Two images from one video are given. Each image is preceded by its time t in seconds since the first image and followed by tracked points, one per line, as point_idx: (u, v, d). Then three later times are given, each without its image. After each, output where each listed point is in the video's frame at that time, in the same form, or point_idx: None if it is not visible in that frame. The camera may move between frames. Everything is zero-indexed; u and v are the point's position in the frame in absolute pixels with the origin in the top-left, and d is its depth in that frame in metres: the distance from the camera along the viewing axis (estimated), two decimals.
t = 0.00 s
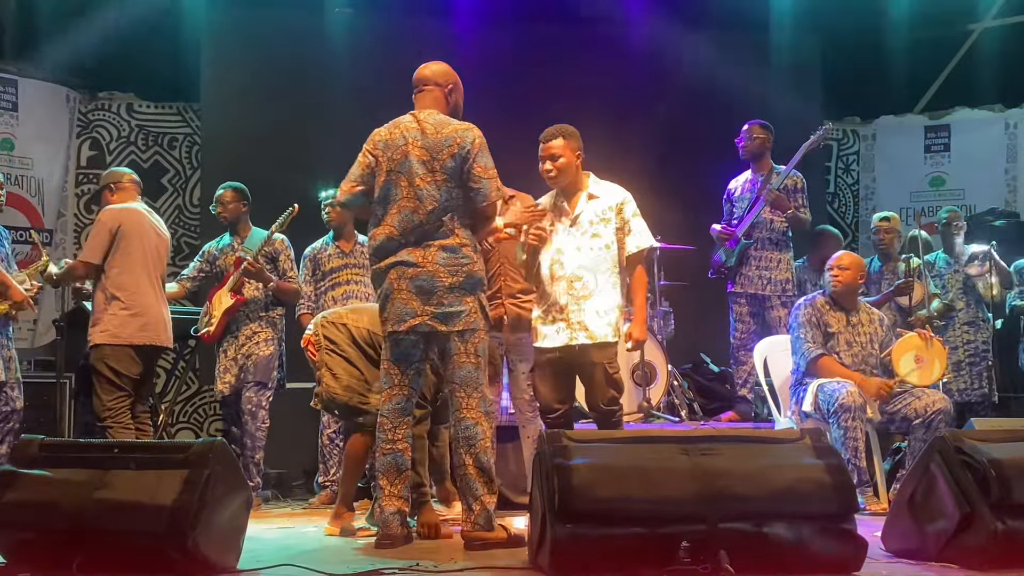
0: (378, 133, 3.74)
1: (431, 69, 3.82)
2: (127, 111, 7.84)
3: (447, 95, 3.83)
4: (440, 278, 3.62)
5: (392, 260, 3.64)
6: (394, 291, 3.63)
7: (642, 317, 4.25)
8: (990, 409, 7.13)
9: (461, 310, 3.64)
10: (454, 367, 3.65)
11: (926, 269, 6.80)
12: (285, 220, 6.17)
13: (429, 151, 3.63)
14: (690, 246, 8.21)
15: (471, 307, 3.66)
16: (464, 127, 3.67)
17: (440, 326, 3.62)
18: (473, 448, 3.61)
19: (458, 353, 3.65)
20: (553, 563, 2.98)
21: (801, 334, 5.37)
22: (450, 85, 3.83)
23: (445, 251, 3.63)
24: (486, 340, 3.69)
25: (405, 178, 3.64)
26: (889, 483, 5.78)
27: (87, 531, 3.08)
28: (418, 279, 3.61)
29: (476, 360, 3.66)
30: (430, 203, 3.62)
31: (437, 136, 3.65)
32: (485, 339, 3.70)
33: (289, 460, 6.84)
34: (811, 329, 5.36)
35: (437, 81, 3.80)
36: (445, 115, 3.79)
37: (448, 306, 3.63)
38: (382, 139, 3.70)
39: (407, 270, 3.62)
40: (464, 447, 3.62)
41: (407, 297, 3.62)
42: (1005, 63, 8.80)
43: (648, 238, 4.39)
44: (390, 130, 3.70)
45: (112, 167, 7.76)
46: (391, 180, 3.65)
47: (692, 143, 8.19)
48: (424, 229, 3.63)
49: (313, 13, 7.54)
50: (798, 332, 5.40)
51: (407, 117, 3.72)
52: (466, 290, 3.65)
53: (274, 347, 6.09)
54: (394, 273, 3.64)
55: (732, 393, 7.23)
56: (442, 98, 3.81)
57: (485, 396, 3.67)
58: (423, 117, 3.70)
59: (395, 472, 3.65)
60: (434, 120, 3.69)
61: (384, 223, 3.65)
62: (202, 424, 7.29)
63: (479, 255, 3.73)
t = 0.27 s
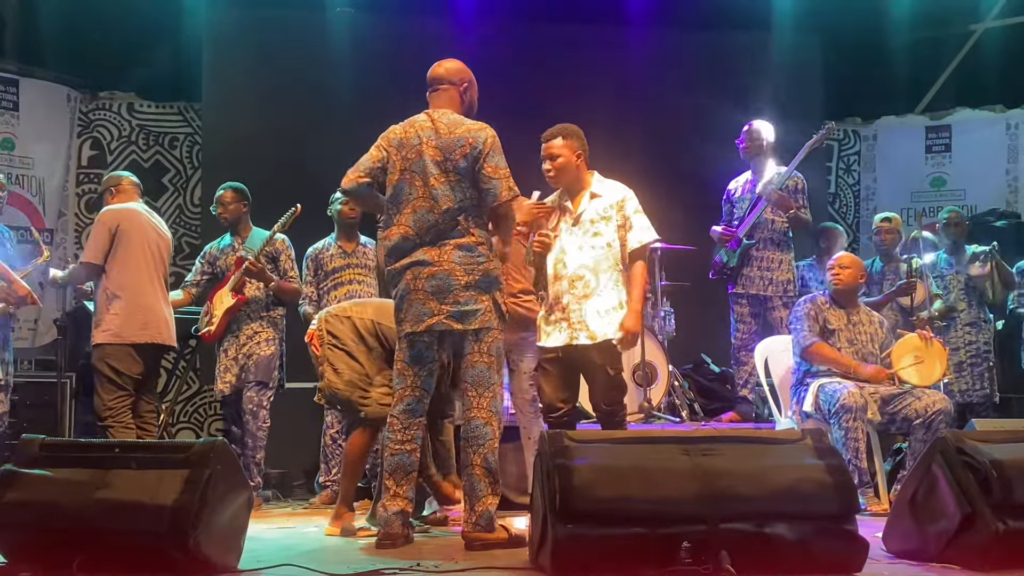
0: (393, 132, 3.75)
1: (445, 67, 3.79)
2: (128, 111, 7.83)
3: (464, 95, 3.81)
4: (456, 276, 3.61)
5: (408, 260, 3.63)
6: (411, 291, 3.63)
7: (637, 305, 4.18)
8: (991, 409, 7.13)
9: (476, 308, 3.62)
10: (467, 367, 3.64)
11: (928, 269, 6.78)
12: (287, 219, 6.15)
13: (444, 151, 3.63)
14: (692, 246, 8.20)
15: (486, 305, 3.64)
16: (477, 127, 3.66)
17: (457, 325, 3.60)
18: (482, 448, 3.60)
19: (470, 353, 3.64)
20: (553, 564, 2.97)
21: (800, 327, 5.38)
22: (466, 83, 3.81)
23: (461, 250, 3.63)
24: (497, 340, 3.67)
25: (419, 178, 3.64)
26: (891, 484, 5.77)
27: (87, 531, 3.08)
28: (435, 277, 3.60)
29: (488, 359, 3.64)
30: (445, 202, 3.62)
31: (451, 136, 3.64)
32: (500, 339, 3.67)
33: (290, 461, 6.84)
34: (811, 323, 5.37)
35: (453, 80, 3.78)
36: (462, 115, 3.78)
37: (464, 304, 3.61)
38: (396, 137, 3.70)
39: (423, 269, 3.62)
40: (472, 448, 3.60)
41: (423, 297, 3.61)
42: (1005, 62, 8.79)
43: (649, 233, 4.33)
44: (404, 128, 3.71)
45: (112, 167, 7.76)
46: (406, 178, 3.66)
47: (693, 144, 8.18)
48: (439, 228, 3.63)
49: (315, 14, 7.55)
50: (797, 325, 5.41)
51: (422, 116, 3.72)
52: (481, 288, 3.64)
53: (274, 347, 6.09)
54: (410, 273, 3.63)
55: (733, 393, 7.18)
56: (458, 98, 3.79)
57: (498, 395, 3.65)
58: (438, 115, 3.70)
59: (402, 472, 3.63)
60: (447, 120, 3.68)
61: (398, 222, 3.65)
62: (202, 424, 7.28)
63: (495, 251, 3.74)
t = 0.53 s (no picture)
0: (403, 125, 3.75)
1: (456, 67, 3.79)
2: (129, 111, 7.86)
3: (475, 95, 3.81)
4: (465, 275, 3.61)
5: (415, 258, 3.64)
6: (419, 290, 3.63)
7: (621, 296, 4.18)
8: (993, 410, 7.13)
9: (485, 308, 3.62)
10: (473, 366, 3.63)
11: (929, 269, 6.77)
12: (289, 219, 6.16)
13: (454, 151, 3.62)
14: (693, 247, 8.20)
15: (494, 305, 3.64)
16: (490, 130, 3.64)
17: (467, 324, 3.60)
18: (486, 449, 3.59)
19: (476, 353, 3.63)
20: (556, 563, 2.98)
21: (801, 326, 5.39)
22: (477, 83, 3.81)
23: (469, 249, 3.63)
24: (504, 339, 3.66)
25: (428, 175, 3.63)
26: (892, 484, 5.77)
27: (89, 530, 3.08)
28: (444, 277, 3.60)
29: (494, 359, 3.63)
30: (454, 201, 3.61)
31: (462, 136, 3.63)
32: (506, 339, 3.67)
33: (291, 460, 6.84)
34: (816, 321, 5.35)
35: (464, 79, 3.78)
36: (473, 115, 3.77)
37: (473, 304, 3.60)
38: (406, 132, 3.70)
39: (431, 269, 3.62)
40: (476, 448, 3.59)
41: (432, 296, 3.61)
42: (1006, 63, 8.78)
43: (644, 234, 4.33)
44: (416, 124, 3.70)
45: (114, 166, 7.79)
46: (413, 175, 3.65)
47: (695, 145, 8.19)
48: (447, 227, 3.63)
49: (317, 14, 7.56)
50: (800, 325, 5.41)
51: (433, 113, 3.71)
52: (490, 287, 3.64)
53: (274, 347, 6.09)
54: (419, 273, 3.63)
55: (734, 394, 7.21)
56: (468, 98, 3.78)
57: (503, 395, 3.64)
58: (450, 114, 3.69)
59: (407, 473, 3.62)
60: (460, 120, 3.67)
61: (403, 219, 3.64)
62: (204, 424, 7.28)
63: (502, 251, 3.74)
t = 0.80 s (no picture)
0: (409, 123, 3.73)
1: (463, 67, 3.79)
2: (131, 111, 7.88)
3: (481, 96, 3.81)
4: (466, 275, 3.61)
5: (420, 254, 3.64)
6: (419, 287, 3.63)
7: (611, 295, 4.14)
8: (994, 411, 7.12)
9: (485, 308, 3.63)
10: (473, 366, 3.62)
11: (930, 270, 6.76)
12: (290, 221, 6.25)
13: (463, 151, 3.63)
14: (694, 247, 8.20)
15: (494, 305, 3.65)
16: (499, 130, 3.66)
17: (466, 324, 3.61)
18: (488, 449, 3.59)
19: (477, 354, 3.62)
20: (556, 562, 2.98)
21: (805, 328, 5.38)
22: (483, 84, 3.81)
23: (472, 249, 3.64)
24: (504, 340, 3.66)
25: (436, 175, 3.64)
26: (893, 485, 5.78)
27: (91, 529, 3.08)
28: (444, 275, 3.61)
29: (494, 360, 3.63)
30: (462, 202, 3.62)
31: (471, 137, 3.64)
32: (506, 339, 3.67)
33: (293, 460, 6.85)
34: (816, 324, 5.37)
35: (471, 79, 3.77)
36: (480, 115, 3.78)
37: (473, 304, 3.61)
38: (413, 131, 3.68)
39: (433, 267, 3.62)
40: (478, 448, 3.60)
41: (432, 294, 3.62)
42: (1006, 64, 8.76)
43: (643, 240, 4.27)
44: (422, 123, 3.69)
45: (115, 166, 7.80)
46: (420, 174, 3.65)
47: (697, 145, 8.19)
48: (452, 227, 3.63)
49: (319, 15, 7.57)
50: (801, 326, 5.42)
51: (440, 113, 3.71)
52: (490, 288, 3.65)
53: (275, 347, 6.09)
54: (421, 270, 3.63)
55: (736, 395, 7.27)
56: (474, 98, 3.79)
57: (503, 395, 3.64)
58: (457, 114, 3.70)
59: (406, 473, 3.63)
60: (468, 120, 3.68)
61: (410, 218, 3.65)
62: (206, 424, 7.28)
63: (505, 253, 3.75)
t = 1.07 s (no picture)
0: (412, 125, 3.73)
1: (463, 66, 3.79)
2: (132, 110, 7.86)
3: (482, 95, 3.81)
4: (467, 275, 3.61)
5: (420, 254, 3.64)
6: (420, 286, 3.63)
7: (626, 293, 4.21)
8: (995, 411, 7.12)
9: (487, 308, 3.63)
10: (474, 366, 3.62)
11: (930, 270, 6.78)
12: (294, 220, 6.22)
13: (465, 151, 3.63)
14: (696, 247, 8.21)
15: (496, 305, 3.65)
16: (501, 130, 3.67)
17: (467, 324, 3.61)
18: (489, 449, 3.59)
19: (477, 354, 3.62)
20: (558, 563, 2.98)
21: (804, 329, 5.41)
22: (484, 84, 3.81)
23: (473, 249, 3.63)
24: (506, 339, 3.65)
25: (438, 174, 3.63)
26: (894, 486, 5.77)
27: (92, 529, 3.09)
28: (445, 275, 3.60)
29: (495, 360, 3.63)
30: (463, 202, 3.61)
31: (474, 137, 3.64)
32: (507, 339, 3.66)
33: (295, 460, 6.85)
34: (817, 326, 5.39)
35: (471, 79, 3.78)
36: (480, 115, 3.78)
37: (474, 304, 3.61)
38: (415, 133, 3.69)
39: (434, 267, 3.62)
40: (479, 448, 3.60)
41: (434, 294, 3.62)
42: (1009, 64, 8.78)
43: (650, 239, 4.37)
44: (424, 123, 3.69)
45: (117, 166, 7.79)
46: (423, 175, 3.65)
47: (698, 145, 8.19)
48: (453, 227, 3.62)
49: (320, 15, 7.57)
50: (801, 328, 5.44)
51: (441, 113, 3.71)
52: (492, 288, 3.64)
53: (277, 347, 6.09)
54: (422, 270, 3.63)
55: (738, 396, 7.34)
56: (475, 98, 3.79)
57: (504, 394, 3.64)
58: (459, 114, 3.70)
59: (408, 473, 3.63)
60: (470, 120, 3.68)
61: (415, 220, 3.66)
62: (207, 424, 7.28)
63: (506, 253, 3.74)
